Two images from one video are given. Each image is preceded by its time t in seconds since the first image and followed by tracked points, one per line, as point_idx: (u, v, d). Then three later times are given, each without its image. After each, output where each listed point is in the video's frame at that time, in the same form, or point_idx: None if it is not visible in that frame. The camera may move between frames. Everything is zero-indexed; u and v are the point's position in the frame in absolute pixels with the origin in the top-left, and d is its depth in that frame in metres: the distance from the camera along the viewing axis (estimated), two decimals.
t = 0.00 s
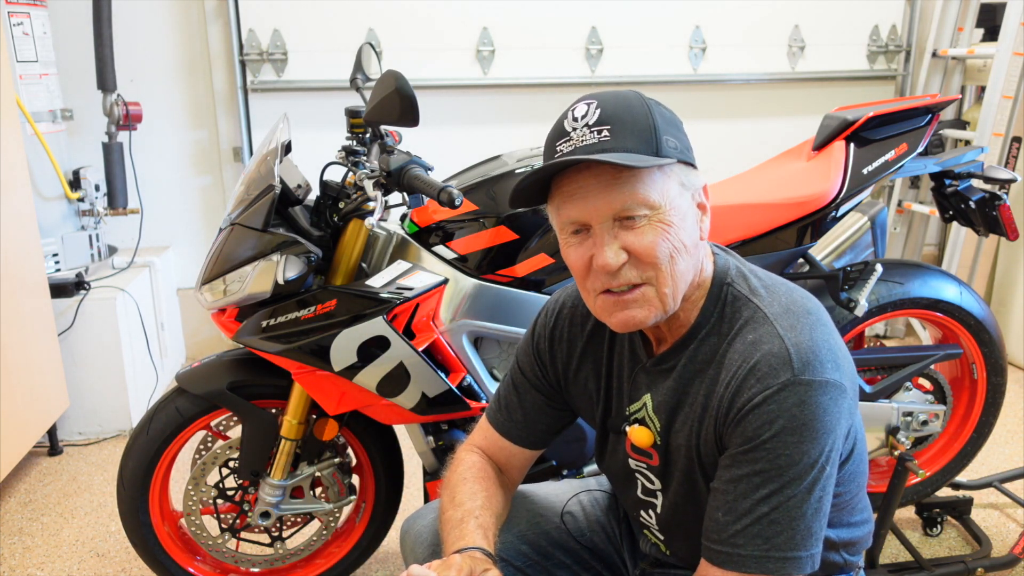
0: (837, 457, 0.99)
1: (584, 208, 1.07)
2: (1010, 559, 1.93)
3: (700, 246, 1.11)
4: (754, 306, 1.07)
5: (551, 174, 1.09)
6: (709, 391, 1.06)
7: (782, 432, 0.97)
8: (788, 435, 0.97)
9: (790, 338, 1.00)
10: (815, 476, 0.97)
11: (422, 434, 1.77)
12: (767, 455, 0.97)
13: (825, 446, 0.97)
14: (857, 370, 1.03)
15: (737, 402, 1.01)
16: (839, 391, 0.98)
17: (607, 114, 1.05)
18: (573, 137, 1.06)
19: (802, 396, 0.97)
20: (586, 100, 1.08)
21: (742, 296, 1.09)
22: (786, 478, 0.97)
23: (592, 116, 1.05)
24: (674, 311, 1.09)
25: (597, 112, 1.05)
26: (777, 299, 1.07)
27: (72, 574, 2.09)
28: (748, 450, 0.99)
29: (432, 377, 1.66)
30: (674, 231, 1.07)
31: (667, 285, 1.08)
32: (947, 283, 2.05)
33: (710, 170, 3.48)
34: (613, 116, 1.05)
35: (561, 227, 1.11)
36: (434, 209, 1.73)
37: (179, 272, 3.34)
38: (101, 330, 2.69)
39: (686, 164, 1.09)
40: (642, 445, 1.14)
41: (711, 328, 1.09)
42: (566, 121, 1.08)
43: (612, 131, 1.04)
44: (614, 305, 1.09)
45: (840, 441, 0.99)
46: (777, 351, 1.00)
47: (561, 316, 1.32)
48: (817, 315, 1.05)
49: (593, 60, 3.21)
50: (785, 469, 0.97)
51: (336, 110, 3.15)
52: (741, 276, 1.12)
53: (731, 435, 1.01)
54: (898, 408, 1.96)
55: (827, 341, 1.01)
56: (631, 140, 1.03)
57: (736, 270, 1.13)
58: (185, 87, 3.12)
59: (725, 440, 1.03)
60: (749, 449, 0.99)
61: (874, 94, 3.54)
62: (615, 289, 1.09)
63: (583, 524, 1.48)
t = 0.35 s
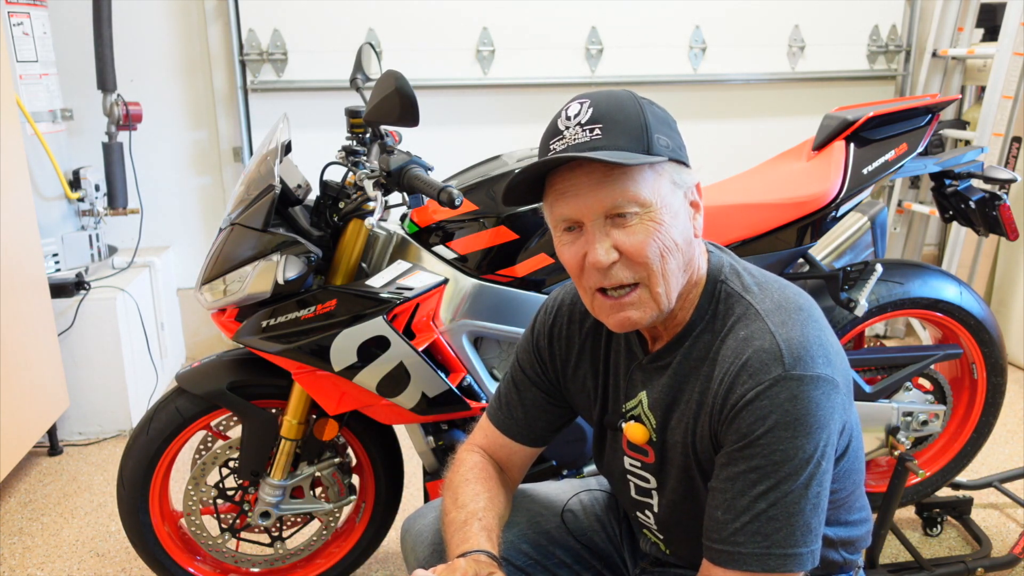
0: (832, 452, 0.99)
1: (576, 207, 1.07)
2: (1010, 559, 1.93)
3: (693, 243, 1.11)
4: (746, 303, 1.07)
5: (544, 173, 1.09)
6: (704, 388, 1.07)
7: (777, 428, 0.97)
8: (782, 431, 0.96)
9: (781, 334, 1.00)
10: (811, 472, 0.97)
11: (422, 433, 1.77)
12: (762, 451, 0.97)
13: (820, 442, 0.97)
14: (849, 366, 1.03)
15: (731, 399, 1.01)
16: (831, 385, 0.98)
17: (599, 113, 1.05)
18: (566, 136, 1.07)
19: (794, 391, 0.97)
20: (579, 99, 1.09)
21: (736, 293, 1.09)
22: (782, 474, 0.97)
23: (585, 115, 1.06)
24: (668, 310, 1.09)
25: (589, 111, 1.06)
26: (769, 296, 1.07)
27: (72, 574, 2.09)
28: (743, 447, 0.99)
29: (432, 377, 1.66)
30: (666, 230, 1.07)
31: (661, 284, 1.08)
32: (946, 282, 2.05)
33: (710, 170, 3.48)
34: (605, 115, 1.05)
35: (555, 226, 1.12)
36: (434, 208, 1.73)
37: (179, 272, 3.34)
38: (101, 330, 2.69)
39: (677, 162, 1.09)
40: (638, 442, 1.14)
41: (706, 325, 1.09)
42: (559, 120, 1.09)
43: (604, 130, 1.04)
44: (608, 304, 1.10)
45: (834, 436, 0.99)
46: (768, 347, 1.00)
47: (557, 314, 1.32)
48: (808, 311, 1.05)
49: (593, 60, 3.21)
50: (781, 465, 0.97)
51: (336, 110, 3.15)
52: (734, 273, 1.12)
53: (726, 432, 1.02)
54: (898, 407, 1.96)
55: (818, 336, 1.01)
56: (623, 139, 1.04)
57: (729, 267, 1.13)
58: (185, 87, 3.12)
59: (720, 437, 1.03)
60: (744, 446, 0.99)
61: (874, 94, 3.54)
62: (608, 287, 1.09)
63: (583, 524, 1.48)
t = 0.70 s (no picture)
0: (838, 456, 0.99)
1: (616, 198, 1.06)
2: (1010, 559, 1.93)
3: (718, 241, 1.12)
4: (758, 302, 1.07)
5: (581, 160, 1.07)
6: (711, 387, 1.07)
7: (786, 430, 0.97)
8: (791, 433, 0.97)
9: (793, 336, 1.00)
10: (817, 474, 0.97)
11: (422, 433, 1.77)
12: (770, 452, 0.98)
13: (827, 444, 0.97)
14: (858, 369, 1.03)
15: (741, 399, 1.01)
16: (841, 389, 0.98)
17: (642, 104, 1.04)
18: (607, 125, 1.05)
19: (805, 394, 0.97)
20: (618, 87, 1.07)
21: (748, 292, 1.09)
22: (788, 476, 0.97)
23: (627, 105, 1.05)
24: (693, 307, 1.10)
25: (631, 101, 1.05)
26: (781, 297, 1.07)
27: (72, 574, 2.09)
28: (750, 447, 0.99)
29: (432, 377, 1.66)
30: (700, 226, 1.08)
31: (690, 281, 1.08)
32: (946, 283, 2.05)
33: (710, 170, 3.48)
34: (649, 107, 1.04)
35: (586, 215, 1.10)
36: (434, 209, 1.73)
37: (179, 272, 3.34)
38: (101, 330, 2.69)
39: (713, 159, 1.10)
40: (644, 441, 1.14)
41: (716, 323, 1.09)
42: (597, 108, 1.07)
43: (648, 123, 1.04)
44: (636, 299, 1.09)
45: (842, 439, 0.99)
46: (780, 349, 1.00)
47: (561, 313, 1.32)
48: (820, 313, 1.05)
49: (593, 60, 3.21)
50: (788, 467, 0.97)
51: (336, 110, 3.15)
52: (746, 272, 1.12)
53: (733, 432, 1.01)
54: (898, 407, 1.96)
55: (830, 339, 1.01)
56: (667, 133, 1.04)
57: (742, 266, 1.13)
58: (185, 88, 3.12)
59: (727, 438, 1.03)
60: (752, 446, 0.99)
61: (874, 94, 3.54)
62: (640, 284, 1.08)
63: (583, 524, 1.48)
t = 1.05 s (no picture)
0: (848, 459, 0.99)
1: (624, 206, 1.06)
2: (1010, 559, 1.93)
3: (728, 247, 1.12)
4: (769, 305, 1.07)
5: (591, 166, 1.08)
6: (720, 390, 1.07)
7: (798, 434, 0.97)
8: (803, 437, 0.97)
9: (806, 339, 1.00)
10: (827, 478, 0.97)
11: (422, 433, 1.77)
12: (781, 455, 0.97)
13: (838, 448, 0.97)
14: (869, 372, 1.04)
15: (752, 402, 1.01)
16: (853, 392, 0.98)
17: (653, 111, 1.04)
18: (617, 131, 1.05)
19: (818, 398, 0.97)
20: (630, 90, 1.07)
21: (758, 295, 1.09)
22: (799, 479, 0.97)
23: (638, 111, 1.05)
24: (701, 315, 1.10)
25: (643, 107, 1.04)
26: (792, 300, 1.07)
27: (72, 574, 2.09)
28: (761, 450, 0.99)
29: (432, 377, 1.66)
30: (710, 236, 1.07)
31: (699, 290, 1.08)
32: (946, 283, 2.05)
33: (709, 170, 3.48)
34: (660, 114, 1.04)
35: (594, 221, 1.10)
36: (433, 209, 1.73)
37: (179, 272, 3.34)
38: (101, 330, 2.69)
39: (725, 165, 1.09)
40: (652, 444, 1.15)
41: (726, 327, 1.09)
42: (609, 112, 1.07)
43: (660, 130, 1.04)
44: (642, 307, 1.10)
45: (851, 443, 0.99)
46: (793, 352, 1.00)
47: (567, 316, 1.32)
48: (831, 316, 1.05)
49: (593, 60, 3.21)
50: (799, 470, 0.97)
51: (336, 110, 3.15)
52: (757, 275, 1.12)
53: (744, 435, 1.01)
54: (898, 407, 1.96)
55: (842, 343, 1.01)
56: (679, 140, 1.03)
57: (752, 269, 1.13)
58: (185, 88, 3.12)
59: (737, 440, 1.03)
60: (762, 449, 0.99)
61: (874, 94, 3.54)
62: (646, 292, 1.09)
63: (584, 524, 1.48)
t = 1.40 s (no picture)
0: (842, 457, 0.99)
1: (611, 210, 1.06)
2: (1010, 559, 1.93)
3: (720, 249, 1.11)
4: (763, 304, 1.07)
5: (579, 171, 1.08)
6: (715, 389, 1.07)
7: (791, 432, 0.97)
8: (796, 435, 0.96)
9: (798, 338, 1.00)
10: (821, 476, 0.97)
11: (422, 433, 1.77)
12: (774, 454, 0.97)
13: (831, 447, 0.97)
14: (863, 371, 1.04)
15: (745, 401, 1.01)
16: (846, 391, 0.98)
17: (639, 115, 1.04)
18: (604, 136, 1.05)
19: (810, 397, 0.97)
20: (617, 95, 1.07)
21: (753, 295, 1.09)
22: (792, 478, 0.97)
23: (625, 116, 1.04)
24: (691, 318, 1.10)
25: (629, 112, 1.04)
26: (786, 299, 1.07)
27: (72, 574, 2.09)
28: (754, 449, 0.99)
29: (432, 377, 1.66)
30: (698, 239, 1.07)
31: (687, 294, 1.08)
32: (946, 283, 2.05)
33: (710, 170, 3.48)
34: (646, 119, 1.04)
35: (583, 225, 1.11)
36: (434, 208, 1.73)
37: (180, 272, 3.34)
38: (101, 330, 2.69)
39: (714, 168, 1.08)
40: (649, 444, 1.15)
41: (721, 327, 1.09)
42: (596, 118, 1.07)
43: (646, 135, 1.03)
44: (632, 311, 1.10)
45: (846, 441, 0.99)
46: (786, 351, 1.00)
47: (566, 316, 1.32)
48: (825, 316, 1.05)
49: (593, 60, 3.21)
50: (792, 469, 0.97)
51: (335, 110, 3.15)
52: (751, 275, 1.12)
53: (737, 434, 1.01)
54: (898, 407, 1.96)
55: (835, 342, 1.01)
56: (665, 144, 1.03)
57: (746, 269, 1.13)
58: (185, 88, 3.12)
59: (731, 439, 1.03)
60: (755, 448, 0.99)
61: (874, 94, 3.54)
62: (634, 294, 1.09)
63: (584, 524, 1.48)
